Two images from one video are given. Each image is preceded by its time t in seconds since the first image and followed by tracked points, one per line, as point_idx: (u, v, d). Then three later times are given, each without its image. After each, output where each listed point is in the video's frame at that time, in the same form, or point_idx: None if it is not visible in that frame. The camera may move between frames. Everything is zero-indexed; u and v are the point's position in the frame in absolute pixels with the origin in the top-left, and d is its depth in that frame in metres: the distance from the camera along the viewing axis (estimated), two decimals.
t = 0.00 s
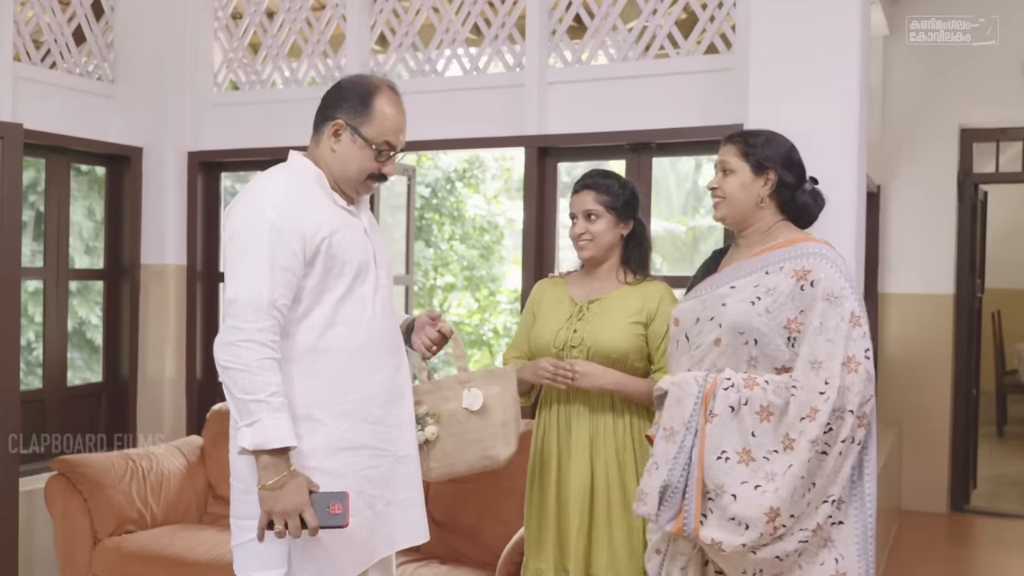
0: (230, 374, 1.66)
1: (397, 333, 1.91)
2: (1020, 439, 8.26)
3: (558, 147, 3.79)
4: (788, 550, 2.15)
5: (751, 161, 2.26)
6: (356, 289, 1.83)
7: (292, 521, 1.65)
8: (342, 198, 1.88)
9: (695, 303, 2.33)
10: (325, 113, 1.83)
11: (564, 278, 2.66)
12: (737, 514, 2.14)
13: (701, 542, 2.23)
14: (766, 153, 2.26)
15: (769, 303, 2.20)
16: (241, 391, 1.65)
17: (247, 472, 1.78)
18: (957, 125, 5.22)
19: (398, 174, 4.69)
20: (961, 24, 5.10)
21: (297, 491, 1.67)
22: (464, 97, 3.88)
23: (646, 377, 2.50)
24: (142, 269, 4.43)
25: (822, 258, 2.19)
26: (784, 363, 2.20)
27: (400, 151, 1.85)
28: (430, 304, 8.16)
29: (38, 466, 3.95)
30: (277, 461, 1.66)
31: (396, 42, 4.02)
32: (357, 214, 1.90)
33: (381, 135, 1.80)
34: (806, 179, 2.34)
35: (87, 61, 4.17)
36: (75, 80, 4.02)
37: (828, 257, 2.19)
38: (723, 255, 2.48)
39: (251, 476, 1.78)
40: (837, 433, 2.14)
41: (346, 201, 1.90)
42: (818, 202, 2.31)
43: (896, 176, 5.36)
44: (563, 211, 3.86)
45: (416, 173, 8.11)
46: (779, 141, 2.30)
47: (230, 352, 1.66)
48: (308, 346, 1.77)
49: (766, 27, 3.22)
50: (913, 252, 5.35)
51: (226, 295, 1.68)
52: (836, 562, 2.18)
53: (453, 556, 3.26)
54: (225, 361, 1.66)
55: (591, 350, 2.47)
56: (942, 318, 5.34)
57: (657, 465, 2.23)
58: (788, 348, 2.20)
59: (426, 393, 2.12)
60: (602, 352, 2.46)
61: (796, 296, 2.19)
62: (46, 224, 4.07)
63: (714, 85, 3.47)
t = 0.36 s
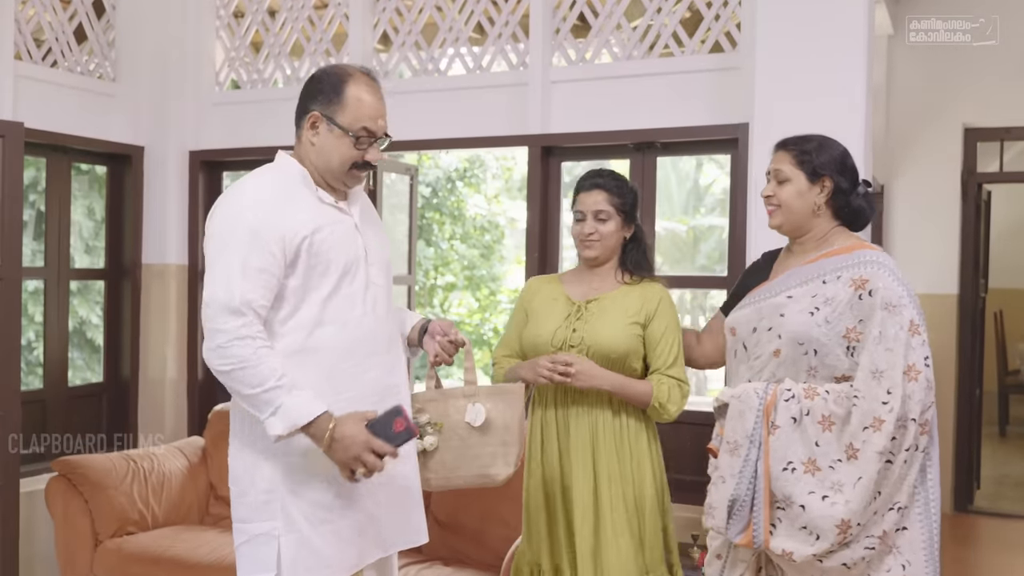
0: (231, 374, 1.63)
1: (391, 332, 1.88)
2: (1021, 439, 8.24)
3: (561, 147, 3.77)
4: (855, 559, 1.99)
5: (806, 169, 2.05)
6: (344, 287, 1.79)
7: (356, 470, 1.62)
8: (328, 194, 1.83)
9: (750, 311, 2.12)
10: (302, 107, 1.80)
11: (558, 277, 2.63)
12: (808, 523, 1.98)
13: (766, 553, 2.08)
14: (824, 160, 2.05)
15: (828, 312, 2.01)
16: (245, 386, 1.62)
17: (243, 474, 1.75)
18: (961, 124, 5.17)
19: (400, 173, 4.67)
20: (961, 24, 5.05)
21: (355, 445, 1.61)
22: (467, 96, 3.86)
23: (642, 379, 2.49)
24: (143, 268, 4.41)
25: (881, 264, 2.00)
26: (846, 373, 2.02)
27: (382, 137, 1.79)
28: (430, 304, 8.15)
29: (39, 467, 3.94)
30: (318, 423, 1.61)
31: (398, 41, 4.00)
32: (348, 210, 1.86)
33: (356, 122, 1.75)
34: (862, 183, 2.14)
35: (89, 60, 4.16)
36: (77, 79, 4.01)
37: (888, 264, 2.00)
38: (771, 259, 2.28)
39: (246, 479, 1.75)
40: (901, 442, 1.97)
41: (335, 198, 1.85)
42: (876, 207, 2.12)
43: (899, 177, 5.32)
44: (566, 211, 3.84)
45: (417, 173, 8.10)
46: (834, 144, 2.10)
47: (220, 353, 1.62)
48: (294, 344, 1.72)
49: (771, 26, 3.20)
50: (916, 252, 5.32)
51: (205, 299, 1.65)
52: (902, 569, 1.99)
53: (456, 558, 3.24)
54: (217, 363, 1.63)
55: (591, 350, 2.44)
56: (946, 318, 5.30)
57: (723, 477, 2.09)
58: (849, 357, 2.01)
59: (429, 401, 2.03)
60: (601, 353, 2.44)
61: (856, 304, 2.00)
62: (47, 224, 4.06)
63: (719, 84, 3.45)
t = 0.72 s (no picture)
0: (268, 352, 1.63)
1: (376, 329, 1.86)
2: None
3: (561, 143, 3.74)
4: (891, 549, 1.96)
5: (832, 161, 2.02)
6: (329, 283, 1.77)
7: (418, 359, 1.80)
8: (314, 189, 1.81)
9: (774, 304, 2.07)
10: (291, 101, 1.77)
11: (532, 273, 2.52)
12: (850, 515, 1.95)
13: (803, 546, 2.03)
14: (851, 153, 2.02)
15: (859, 305, 1.97)
16: (289, 352, 1.64)
17: (227, 474, 1.75)
18: (963, 121, 5.09)
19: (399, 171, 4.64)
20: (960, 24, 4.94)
21: (406, 342, 1.75)
22: (465, 92, 3.83)
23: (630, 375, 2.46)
24: (139, 266, 4.38)
25: (909, 256, 1.98)
26: (875, 366, 1.99)
27: (367, 141, 1.76)
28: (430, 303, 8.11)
29: (35, 466, 3.91)
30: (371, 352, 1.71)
31: (397, 37, 3.98)
32: (330, 203, 1.83)
33: (340, 125, 1.72)
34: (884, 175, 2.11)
35: (84, 57, 4.13)
36: (73, 75, 3.98)
37: (914, 255, 1.98)
38: (788, 250, 2.25)
39: (229, 478, 1.74)
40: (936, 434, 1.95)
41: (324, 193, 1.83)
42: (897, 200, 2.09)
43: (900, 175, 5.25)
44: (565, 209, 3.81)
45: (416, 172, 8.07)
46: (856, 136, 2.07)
47: (248, 336, 1.62)
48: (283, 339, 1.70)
49: (772, 21, 3.17)
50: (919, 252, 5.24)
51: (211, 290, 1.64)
52: (936, 558, 1.97)
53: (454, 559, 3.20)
54: (247, 347, 1.62)
55: (595, 351, 2.38)
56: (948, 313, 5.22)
57: (760, 474, 2.03)
58: (878, 350, 1.98)
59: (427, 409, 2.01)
60: (603, 353, 2.38)
61: (886, 296, 1.97)
62: (42, 221, 4.03)
63: (720, 80, 3.42)
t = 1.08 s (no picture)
0: (224, 358, 1.60)
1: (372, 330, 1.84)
2: None
3: (559, 142, 3.72)
4: (853, 547, 1.92)
5: (807, 163, 1.98)
6: (320, 284, 1.75)
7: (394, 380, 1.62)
8: (306, 190, 1.79)
9: (746, 299, 2.08)
10: (285, 103, 1.75)
11: (538, 274, 2.51)
12: (807, 509, 1.93)
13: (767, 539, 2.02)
14: (824, 153, 1.98)
15: (821, 300, 1.96)
16: (246, 360, 1.61)
17: (221, 477, 1.75)
18: (963, 120, 5.06)
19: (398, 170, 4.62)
20: (960, 24, 4.93)
21: (373, 363, 1.60)
22: (463, 91, 3.82)
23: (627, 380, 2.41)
24: (136, 266, 4.36)
25: (876, 252, 1.95)
26: (840, 361, 1.97)
27: (360, 145, 1.74)
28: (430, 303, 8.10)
29: (32, 467, 3.89)
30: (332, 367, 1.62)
31: (394, 35, 3.96)
32: (324, 204, 1.81)
33: (331, 129, 1.70)
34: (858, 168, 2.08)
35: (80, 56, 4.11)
36: (69, 75, 3.96)
37: (881, 252, 1.95)
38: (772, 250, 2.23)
39: (223, 482, 1.74)
40: (898, 430, 1.91)
41: (317, 197, 1.81)
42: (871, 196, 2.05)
43: (899, 175, 5.20)
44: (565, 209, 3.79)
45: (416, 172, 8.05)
46: (831, 135, 2.02)
47: (206, 341, 1.60)
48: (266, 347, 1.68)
49: (771, 19, 3.15)
50: (919, 252, 5.20)
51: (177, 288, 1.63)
52: (900, 554, 1.94)
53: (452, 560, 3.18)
54: (205, 352, 1.60)
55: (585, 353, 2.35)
56: (947, 313, 5.15)
57: (721, 466, 2.04)
58: (842, 345, 1.96)
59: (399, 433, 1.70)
60: (593, 354, 2.35)
61: (850, 292, 1.95)
62: (39, 221, 4.02)
63: (720, 78, 3.40)
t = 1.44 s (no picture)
0: (250, 361, 1.61)
1: (377, 330, 1.82)
2: None
3: (561, 141, 3.71)
4: (811, 542, 2.02)
5: (784, 165, 2.07)
6: (323, 283, 1.73)
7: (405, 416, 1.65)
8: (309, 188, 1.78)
9: (719, 297, 2.20)
10: (281, 102, 1.73)
11: (564, 276, 2.49)
12: (760, 505, 2.04)
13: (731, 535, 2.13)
14: (800, 155, 2.07)
15: (786, 298, 2.06)
16: (272, 366, 1.61)
17: (223, 478, 1.74)
18: (966, 120, 5.04)
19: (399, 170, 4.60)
20: (960, 24, 4.88)
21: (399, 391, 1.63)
22: (464, 90, 3.80)
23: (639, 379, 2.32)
24: (136, 266, 4.34)
25: (842, 251, 2.03)
26: (806, 359, 2.07)
27: (358, 140, 1.71)
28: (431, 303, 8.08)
29: (31, 468, 3.88)
30: (364, 381, 1.62)
31: (395, 34, 3.94)
32: (327, 203, 1.79)
33: (324, 125, 1.68)
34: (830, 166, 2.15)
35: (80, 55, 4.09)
36: (69, 74, 3.94)
37: (849, 251, 2.02)
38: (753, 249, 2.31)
39: (225, 483, 1.73)
40: (859, 426, 1.99)
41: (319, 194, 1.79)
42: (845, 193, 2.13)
43: (902, 175, 5.17)
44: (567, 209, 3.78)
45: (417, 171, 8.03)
46: (805, 135, 2.11)
47: (233, 343, 1.60)
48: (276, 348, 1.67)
49: (775, 18, 3.14)
50: (921, 252, 5.17)
51: (201, 289, 1.62)
52: (864, 553, 2.02)
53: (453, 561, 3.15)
54: (233, 353, 1.61)
55: (579, 351, 2.31)
56: (949, 316, 5.14)
57: (683, 459, 2.16)
58: (808, 343, 2.06)
59: (378, 459, 1.73)
60: (589, 353, 2.30)
61: (816, 291, 2.04)
62: (39, 221, 4.00)
63: (723, 77, 3.38)
